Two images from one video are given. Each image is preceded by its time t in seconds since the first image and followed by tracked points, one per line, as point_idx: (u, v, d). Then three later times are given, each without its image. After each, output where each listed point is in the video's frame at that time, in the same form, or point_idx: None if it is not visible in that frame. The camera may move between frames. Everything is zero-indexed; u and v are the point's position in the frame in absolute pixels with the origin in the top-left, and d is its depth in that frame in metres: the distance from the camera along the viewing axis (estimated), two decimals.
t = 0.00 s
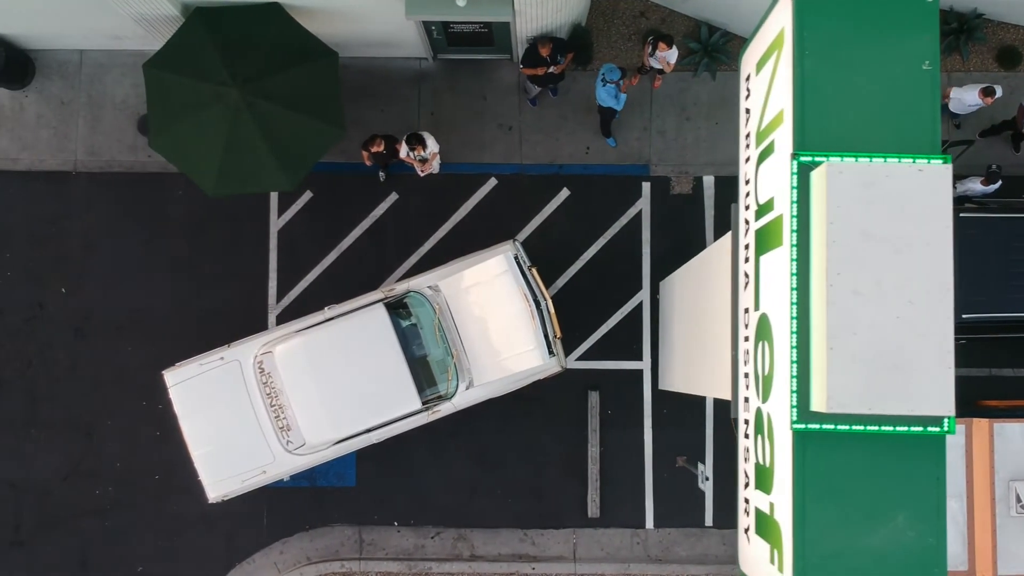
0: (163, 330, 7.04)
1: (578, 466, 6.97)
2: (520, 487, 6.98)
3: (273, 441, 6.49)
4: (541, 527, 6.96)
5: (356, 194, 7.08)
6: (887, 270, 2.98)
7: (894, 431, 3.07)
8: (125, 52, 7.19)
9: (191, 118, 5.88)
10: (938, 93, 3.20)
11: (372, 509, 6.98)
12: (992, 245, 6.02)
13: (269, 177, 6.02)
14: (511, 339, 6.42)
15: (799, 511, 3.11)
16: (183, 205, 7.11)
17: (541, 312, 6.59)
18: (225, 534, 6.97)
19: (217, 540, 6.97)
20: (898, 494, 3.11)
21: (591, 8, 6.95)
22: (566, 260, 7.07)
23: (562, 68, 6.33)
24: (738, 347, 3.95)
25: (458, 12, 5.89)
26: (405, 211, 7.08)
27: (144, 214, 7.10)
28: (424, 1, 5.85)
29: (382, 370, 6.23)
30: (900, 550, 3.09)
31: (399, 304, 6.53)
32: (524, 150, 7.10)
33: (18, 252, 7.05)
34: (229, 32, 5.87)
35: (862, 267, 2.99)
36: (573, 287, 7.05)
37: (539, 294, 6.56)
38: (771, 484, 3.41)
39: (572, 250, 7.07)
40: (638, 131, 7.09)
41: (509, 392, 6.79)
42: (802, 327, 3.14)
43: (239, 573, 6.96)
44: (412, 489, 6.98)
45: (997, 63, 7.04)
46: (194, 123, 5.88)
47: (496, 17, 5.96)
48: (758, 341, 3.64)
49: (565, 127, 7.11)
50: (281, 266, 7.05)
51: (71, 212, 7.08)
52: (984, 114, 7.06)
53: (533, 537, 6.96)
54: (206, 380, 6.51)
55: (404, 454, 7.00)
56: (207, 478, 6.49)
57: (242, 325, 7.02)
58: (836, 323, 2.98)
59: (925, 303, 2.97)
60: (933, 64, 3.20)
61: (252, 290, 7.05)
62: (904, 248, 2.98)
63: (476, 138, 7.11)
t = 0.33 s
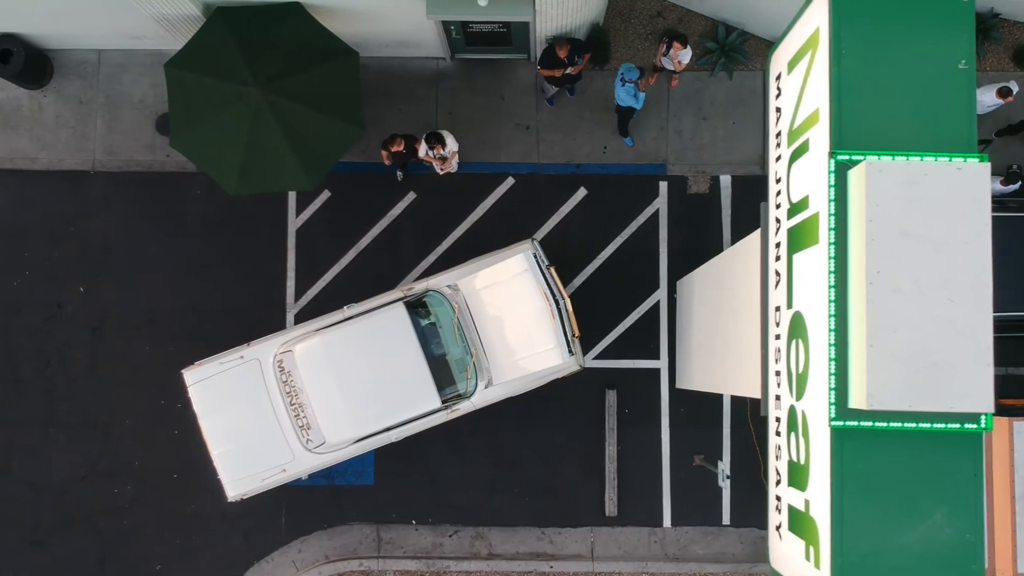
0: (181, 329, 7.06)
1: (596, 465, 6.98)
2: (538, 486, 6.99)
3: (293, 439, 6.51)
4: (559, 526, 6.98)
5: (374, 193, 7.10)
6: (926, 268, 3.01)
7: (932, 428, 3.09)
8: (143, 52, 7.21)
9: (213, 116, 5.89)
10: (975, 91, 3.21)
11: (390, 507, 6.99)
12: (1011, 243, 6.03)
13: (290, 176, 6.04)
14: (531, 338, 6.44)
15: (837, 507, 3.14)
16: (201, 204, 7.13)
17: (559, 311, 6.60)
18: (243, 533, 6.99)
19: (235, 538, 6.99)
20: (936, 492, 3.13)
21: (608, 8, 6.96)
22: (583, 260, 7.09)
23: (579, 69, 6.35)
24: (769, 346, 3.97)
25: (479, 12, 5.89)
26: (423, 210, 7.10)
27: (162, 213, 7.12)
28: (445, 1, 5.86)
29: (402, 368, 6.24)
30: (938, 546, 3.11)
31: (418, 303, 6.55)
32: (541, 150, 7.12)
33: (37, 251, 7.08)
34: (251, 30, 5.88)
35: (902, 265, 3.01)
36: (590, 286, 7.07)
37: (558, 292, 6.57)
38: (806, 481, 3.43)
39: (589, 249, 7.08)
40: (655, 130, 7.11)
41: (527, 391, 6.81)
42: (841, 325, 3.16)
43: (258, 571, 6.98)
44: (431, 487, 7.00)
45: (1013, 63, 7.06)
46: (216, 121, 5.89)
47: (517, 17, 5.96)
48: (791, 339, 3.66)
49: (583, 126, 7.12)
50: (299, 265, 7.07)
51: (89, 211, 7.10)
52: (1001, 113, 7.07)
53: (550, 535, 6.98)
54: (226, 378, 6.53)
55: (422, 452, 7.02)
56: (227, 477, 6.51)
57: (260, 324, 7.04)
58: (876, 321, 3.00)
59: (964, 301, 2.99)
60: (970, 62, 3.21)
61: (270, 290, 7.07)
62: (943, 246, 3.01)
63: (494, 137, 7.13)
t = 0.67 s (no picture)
0: (200, 327, 7.09)
1: (613, 462, 7.00)
2: (555, 484, 7.01)
3: (313, 437, 6.52)
4: (577, 524, 7.00)
5: (392, 192, 7.13)
6: (965, 264, 3.02)
7: (970, 424, 3.11)
8: (161, 51, 7.23)
9: (234, 115, 5.90)
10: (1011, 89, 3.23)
11: (408, 505, 7.01)
12: None
13: (313, 174, 6.06)
14: (550, 336, 6.46)
15: (874, 503, 3.16)
16: (219, 203, 7.14)
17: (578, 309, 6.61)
18: (262, 531, 7.01)
19: (254, 536, 7.01)
20: (973, 487, 3.14)
21: (626, 8, 6.99)
22: (601, 258, 7.10)
23: (598, 69, 6.36)
24: (799, 343, 3.98)
25: (500, 11, 5.91)
26: (441, 209, 7.12)
27: (180, 212, 7.14)
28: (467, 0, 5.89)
29: (422, 366, 6.25)
30: (975, 542, 3.12)
31: (438, 301, 6.57)
32: (558, 149, 7.14)
33: (56, 250, 7.11)
34: (272, 30, 5.89)
35: (941, 261, 3.03)
36: (608, 285, 7.09)
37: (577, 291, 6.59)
38: (840, 477, 3.45)
39: (607, 247, 7.10)
40: (673, 130, 7.12)
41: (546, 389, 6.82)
42: (878, 321, 3.18)
43: (276, 569, 6.99)
44: (449, 485, 7.02)
45: None
46: (237, 120, 5.91)
47: (538, 17, 5.99)
48: (824, 336, 3.67)
49: (600, 125, 7.14)
50: (317, 264, 7.10)
51: (108, 210, 7.13)
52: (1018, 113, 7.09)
53: (568, 533, 7.00)
54: (245, 377, 6.54)
55: (440, 450, 7.04)
56: (247, 475, 6.53)
57: (279, 322, 7.06)
58: (916, 317, 3.03)
59: (1003, 297, 3.01)
60: (1006, 61, 3.24)
61: (289, 288, 7.09)
62: (982, 243, 3.03)
63: (511, 136, 7.15)
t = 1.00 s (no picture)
0: (220, 327, 7.11)
1: (632, 461, 7.01)
2: (574, 483, 7.02)
3: (334, 436, 6.54)
4: (596, 522, 7.01)
5: (411, 192, 7.14)
6: (1006, 262, 3.05)
7: (1010, 421, 3.13)
8: (180, 50, 7.24)
9: (258, 114, 5.92)
10: None
11: (428, 504, 7.02)
12: None
13: (336, 172, 6.09)
14: (571, 335, 6.47)
15: (916, 500, 3.17)
16: (238, 203, 7.16)
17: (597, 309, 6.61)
18: (282, 529, 7.02)
19: (273, 535, 7.02)
20: (1014, 484, 3.16)
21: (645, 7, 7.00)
22: (619, 257, 7.12)
23: (618, 69, 6.37)
24: (832, 341, 4.00)
25: (522, 11, 5.94)
26: (459, 209, 7.14)
27: (200, 212, 7.15)
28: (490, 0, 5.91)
29: (444, 365, 6.27)
30: (1016, 538, 3.15)
31: (458, 300, 6.58)
32: (577, 149, 7.15)
33: (76, 249, 7.12)
34: (296, 30, 5.91)
35: (983, 259, 3.05)
36: (626, 284, 7.10)
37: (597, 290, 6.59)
38: (877, 474, 3.46)
39: (626, 246, 7.11)
40: (691, 129, 7.14)
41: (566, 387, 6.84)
42: (919, 319, 3.20)
43: (296, 567, 7.01)
44: (468, 484, 7.03)
45: None
46: (260, 119, 5.93)
47: (561, 16, 6.02)
48: (858, 334, 3.69)
49: (619, 125, 7.15)
50: (336, 264, 7.11)
51: (128, 209, 7.15)
52: None
53: (587, 531, 7.01)
54: (266, 376, 6.55)
55: (459, 449, 7.04)
56: (269, 474, 6.54)
57: (298, 321, 7.07)
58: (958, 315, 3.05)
59: None
60: None
61: (308, 288, 7.11)
62: None
63: (531, 136, 7.16)
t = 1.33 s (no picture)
0: (240, 327, 7.11)
1: (653, 461, 7.01)
2: (595, 483, 7.03)
3: (356, 436, 6.54)
4: (617, 522, 7.02)
5: (431, 192, 7.15)
6: None
7: None
8: (200, 50, 7.25)
9: (282, 114, 5.92)
10: None
11: (448, 504, 7.03)
12: None
13: (360, 172, 6.10)
14: (594, 334, 6.48)
15: (961, 499, 3.17)
16: (258, 203, 7.16)
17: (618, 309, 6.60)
18: (303, 528, 7.03)
19: (294, 534, 7.03)
20: None
21: (666, 7, 7.00)
22: (640, 257, 7.12)
23: (641, 68, 6.36)
24: (868, 340, 4.01)
25: (547, 11, 5.95)
26: (480, 209, 7.14)
27: (220, 211, 7.16)
28: None
29: (467, 364, 6.27)
30: None
31: (481, 300, 6.58)
32: (597, 148, 7.16)
33: (96, 249, 7.13)
34: (320, 30, 5.91)
35: None
36: (646, 284, 7.11)
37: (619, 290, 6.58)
38: (918, 473, 3.47)
39: (646, 246, 7.12)
40: (711, 129, 7.14)
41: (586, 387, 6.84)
42: (963, 318, 3.21)
43: (317, 567, 7.02)
44: (489, 484, 7.03)
45: None
46: (285, 119, 5.93)
47: (585, 16, 6.03)
48: (897, 333, 3.69)
49: (638, 124, 7.15)
50: (356, 264, 7.11)
51: (148, 209, 7.15)
52: None
53: (608, 531, 7.02)
54: (288, 375, 6.55)
55: (480, 449, 7.05)
56: (290, 474, 6.54)
57: (318, 322, 7.08)
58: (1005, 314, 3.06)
59: None
60: None
61: (328, 288, 7.11)
62: None
63: (551, 136, 7.17)
